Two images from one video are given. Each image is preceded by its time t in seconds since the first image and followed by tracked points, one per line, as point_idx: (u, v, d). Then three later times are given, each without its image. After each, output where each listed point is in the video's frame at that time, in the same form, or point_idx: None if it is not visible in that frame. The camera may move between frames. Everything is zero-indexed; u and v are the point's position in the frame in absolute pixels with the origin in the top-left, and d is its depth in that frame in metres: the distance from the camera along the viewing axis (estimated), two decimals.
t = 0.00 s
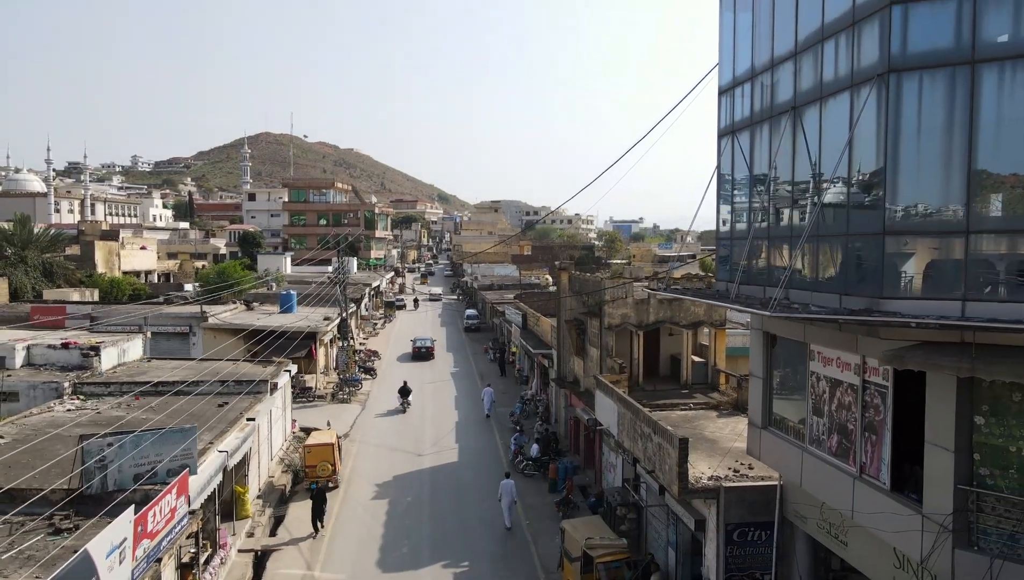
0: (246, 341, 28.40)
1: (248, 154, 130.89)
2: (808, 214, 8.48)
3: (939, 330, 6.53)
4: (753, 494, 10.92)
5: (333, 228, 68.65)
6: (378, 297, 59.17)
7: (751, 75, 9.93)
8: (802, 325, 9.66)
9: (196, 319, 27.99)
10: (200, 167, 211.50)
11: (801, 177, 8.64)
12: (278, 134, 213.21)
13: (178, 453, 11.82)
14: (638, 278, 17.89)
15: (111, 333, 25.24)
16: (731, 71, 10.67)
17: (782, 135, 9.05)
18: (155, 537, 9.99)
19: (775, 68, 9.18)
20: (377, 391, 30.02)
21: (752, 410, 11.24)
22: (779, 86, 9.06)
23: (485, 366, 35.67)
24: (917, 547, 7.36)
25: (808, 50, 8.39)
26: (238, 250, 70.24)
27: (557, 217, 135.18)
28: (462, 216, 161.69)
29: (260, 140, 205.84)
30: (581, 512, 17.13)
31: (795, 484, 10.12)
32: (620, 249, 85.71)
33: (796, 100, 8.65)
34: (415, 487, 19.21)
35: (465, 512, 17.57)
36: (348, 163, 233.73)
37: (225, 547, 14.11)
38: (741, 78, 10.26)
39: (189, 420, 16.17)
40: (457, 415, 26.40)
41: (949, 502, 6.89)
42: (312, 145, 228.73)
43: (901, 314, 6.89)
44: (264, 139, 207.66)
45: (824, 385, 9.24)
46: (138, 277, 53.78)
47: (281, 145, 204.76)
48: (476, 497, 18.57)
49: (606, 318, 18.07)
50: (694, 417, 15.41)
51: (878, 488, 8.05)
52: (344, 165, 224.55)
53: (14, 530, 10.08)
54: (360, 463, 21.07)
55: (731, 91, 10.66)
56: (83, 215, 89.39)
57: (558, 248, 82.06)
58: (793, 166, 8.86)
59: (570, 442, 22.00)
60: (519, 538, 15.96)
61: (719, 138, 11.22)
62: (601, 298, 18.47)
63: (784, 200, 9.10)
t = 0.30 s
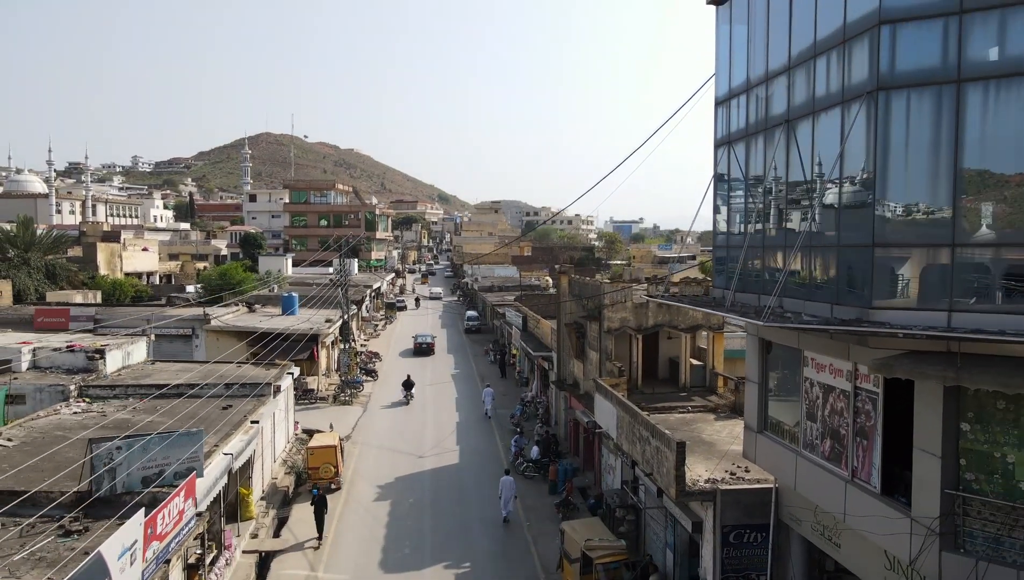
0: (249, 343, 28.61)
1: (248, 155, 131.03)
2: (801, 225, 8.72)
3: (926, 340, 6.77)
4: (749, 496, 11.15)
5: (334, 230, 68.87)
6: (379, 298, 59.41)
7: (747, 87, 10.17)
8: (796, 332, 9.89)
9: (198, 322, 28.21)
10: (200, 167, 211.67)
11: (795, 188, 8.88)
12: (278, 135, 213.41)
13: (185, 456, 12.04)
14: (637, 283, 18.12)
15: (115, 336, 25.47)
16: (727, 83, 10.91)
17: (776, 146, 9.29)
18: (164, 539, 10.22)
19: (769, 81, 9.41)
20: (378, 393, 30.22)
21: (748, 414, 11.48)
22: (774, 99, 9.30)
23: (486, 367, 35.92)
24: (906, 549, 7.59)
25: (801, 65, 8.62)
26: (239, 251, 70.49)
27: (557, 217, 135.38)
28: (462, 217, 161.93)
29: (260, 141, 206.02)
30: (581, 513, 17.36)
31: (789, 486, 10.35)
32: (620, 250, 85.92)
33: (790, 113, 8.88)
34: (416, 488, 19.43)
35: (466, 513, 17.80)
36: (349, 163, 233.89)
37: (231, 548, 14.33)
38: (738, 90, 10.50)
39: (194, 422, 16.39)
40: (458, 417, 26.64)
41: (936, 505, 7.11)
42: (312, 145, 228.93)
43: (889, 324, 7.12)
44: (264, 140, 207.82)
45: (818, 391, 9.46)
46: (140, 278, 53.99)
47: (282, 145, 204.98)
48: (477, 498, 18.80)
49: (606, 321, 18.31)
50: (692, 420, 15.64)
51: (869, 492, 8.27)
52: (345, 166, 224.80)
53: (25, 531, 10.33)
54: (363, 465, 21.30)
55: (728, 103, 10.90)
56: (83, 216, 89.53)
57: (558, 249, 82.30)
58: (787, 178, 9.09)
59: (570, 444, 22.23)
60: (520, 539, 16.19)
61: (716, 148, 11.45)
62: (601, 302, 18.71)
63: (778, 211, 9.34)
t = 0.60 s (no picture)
0: (251, 345, 28.82)
1: (248, 155, 131.12)
2: (795, 234, 8.97)
3: (913, 348, 7.00)
4: (745, 498, 11.36)
5: (335, 231, 69.10)
6: (380, 299, 59.65)
7: (743, 98, 10.42)
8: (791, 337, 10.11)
9: (201, 324, 28.43)
10: (200, 168, 211.81)
11: (788, 199, 9.12)
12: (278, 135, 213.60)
13: (191, 458, 12.25)
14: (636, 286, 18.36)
15: (119, 338, 25.70)
16: (723, 93, 11.17)
17: (770, 157, 9.54)
18: (172, 540, 10.46)
19: (764, 93, 9.66)
20: (379, 394, 30.46)
21: (744, 417, 11.72)
22: (768, 111, 9.56)
23: (487, 369, 36.16)
24: (895, 551, 7.82)
25: (794, 79, 8.87)
26: (240, 252, 70.72)
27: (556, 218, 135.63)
28: (462, 217, 162.14)
29: (260, 142, 206.09)
30: (580, 514, 17.58)
31: (784, 489, 10.59)
32: (620, 251, 86.15)
33: (783, 126, 9.14)
34: (417, 489, 19.66)
35: (467, 513, 18.05)
36: (349, 164, 234.12)
37: (235, 549, 14.55)
38: (734, 101, 10.76)
39: (198, 424, 16.61)
40: (459, 418, 26.88)
41: (923, 508, 7.34)
42: (312, 146, 229.13)
43: (878, 332, 7.36)
44: (264, 140, 207.93)
45: (811, 396, 9.69)
46: (141, 279, 54.19)
47: (282, 145, 205.21)
48: (478, 498, 19.04)
49: (605, 325, 18.56)
50: (690, 422, 15.87)
51: (860, 495, 8.49)
52: (345, 166, 224.98)
53: (35, 532, 10.58)
54: (364, 466, 21.54)
55: (724, 113, 11.16)
56: (84, 217, 89.63)
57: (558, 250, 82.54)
58: (781, 188, 9.34)
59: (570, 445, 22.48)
60: (520, 540, 16.43)
61: (712, 157, 11.70)
62: (600, 305, 18.95)
63: (773, 220, 9.58)
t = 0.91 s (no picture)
0: (253, 347, 29.05)
1: (249, 156, 131.33)
2: (787, 242, 9.23)
3: (901, 354, 7.23)
4: (741, 499, 11.57)
5: (335, 233, 69.36)
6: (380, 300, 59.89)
7: (738, 108, 10.68)
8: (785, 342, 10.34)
9: (204, 325, 28.67)
10: (200, 168, 212.07)
11: (781, 207, 9.38)
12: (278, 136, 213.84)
13: (197, 460, 12.49)
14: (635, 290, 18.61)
15: (123, 340, 25.95)
16: (719, 103, 11.43)
17: (764, 167, 9.80)
18: (181, 540, 10.69)
19: (758, 104, 9.93)
20: (380, 395, 30.71)
21: (740, 420, 11.95)
22: (762, 121, 9.83)
23: (487, 370, 36.41)
24: (885, 550, 8.04)
25: (787, 91, 9.13)
26: (241, 254, 71.01)
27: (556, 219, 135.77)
28: (462, 218, 162.40)
29: (260, 142, 206.30)
30: (579, 514, 17.81)
31: (779, 490, 10.82)
32: (620, 252, 86.37)
33: (777, 136, 9.40)
34: (418, 490, 19.90)
35: (468, 513, 18.28)
36: (349, 164, 234.30)
37: (239, 549, 14.77)
38: (729, 111, 11.02)
39: (203, 426, 16.86)
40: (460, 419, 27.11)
41: (911, 509, 7.56)
42: (312, 146, 229.40)
43: (868, 339, 7.61)
44: (264, 140, 208.18)
45: (805, 399, 9.92)
46: (143, 281, 54.45)
47: (282, 146, 205.46)
48: (478, 499, 19.26)
49: (605, 327, 18.81)
50: (688, 424, 16.10)
51: (852, 496, 8.72)
52: (345, 167, 225.25)
53: (45, 533, 10.81)
54: (366, 467, 21.77)
55: (720, 122, 11.42)
56: (86, 218, 89.90)
57: (558, 251, 82.64)
58: (774, 197, 9.60)
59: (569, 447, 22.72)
60: (521, 540, 16.66)
61: (708, 164, 11.96)
62: (599, 308, 19.20)
63: (767, 228, 9.84)
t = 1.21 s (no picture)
0: (256, 348, 29.28)
1: (249, 157, 131.64)
2: (780, 249, 9.49)
3: (890, 360, 7.48)
4: (737, 499, 11.79)
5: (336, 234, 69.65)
6: (381, 301, 60.15)
7: (734, 117, 10.95)
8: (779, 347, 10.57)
9: (206, 327, 28.91)
10: (201, 169, 212.45)
11: (776, 215, 9.64)
12: (279, 136, 214.09)
13: (203, 461, 12.72)
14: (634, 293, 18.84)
15: (127, 342, 26.20)
16: (716, 111, 11.70)
17: (759, 175, 10.07)
18: (188, 540, 10.94)
19: (754, 113, 10.20)
20: (382, 397, 30.96)
21: (736, 422, 12.19)
22: (758, 131, 10.10)
23: (488, 371, 36.66)
24: (875, 549, 8.28)
25: (782, 101, 9.39)
26: (242, 255, 71.34)
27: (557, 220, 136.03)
28: (463, 219, 162.67)
29: (261, 143, 206.54)
30: (579, 515, 18.04)
31: (774, 490, 11.04)
32: (620, 253, 86.68)
33: (772, 146, 9.68)
34: (420, 490, 20.13)
35: (469, 514, 18.51)
36: (349, 164, 234.58)
37: (244, 549, 15.00)
38: (725, 120, 11.29)
39: (207, 427, 17.09)
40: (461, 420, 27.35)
41: (900, 510, 7.80)
42: (313, 147, 229.73)
43: (858, 345, 7.85)
44: (265, 141, 208.48)
45: (799, 402, 10.14)
46: (145, 282, 54.72)
47: (283, 147, 205.76)
48: (479, 499, 19.48)
49: (604, 330, 19.03)
50: (686, 426, 16.33)
51: (844, 497, 8.95)
52: (345, 167, 225.56)
53: (55, 532, 11.06)
54: (368, 468, 22.01)
55: (716, 130, 11.70)
56: (87, 219, 90.24)
57: (557, 252, 82.81)
58: (768, 205, 9.86)
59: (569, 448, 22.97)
60: (521, 540, 16.87)
61: (705, 171, 12.23)
62: (599, 311, 19.41)
63: (761, 235, 10.10)
